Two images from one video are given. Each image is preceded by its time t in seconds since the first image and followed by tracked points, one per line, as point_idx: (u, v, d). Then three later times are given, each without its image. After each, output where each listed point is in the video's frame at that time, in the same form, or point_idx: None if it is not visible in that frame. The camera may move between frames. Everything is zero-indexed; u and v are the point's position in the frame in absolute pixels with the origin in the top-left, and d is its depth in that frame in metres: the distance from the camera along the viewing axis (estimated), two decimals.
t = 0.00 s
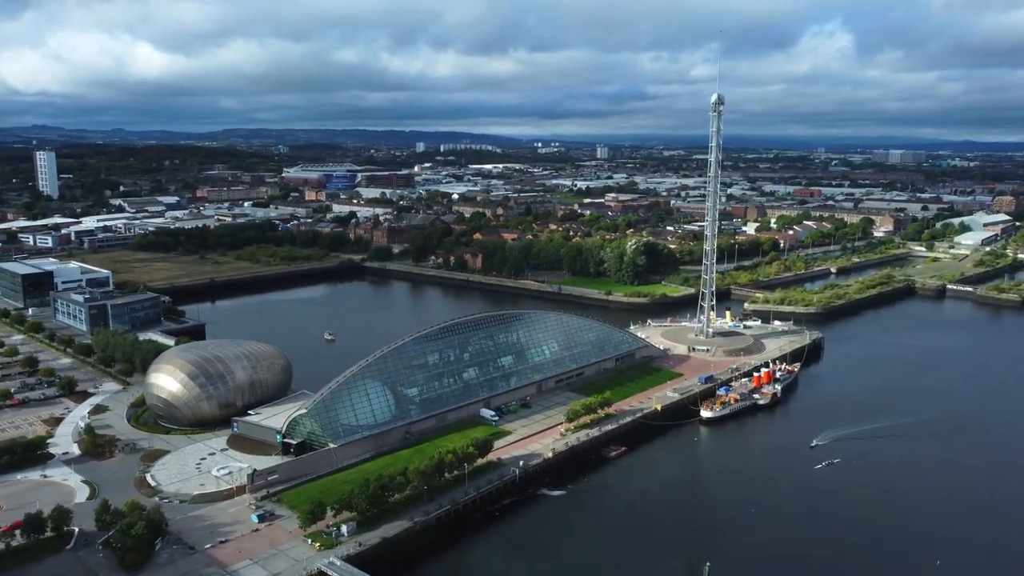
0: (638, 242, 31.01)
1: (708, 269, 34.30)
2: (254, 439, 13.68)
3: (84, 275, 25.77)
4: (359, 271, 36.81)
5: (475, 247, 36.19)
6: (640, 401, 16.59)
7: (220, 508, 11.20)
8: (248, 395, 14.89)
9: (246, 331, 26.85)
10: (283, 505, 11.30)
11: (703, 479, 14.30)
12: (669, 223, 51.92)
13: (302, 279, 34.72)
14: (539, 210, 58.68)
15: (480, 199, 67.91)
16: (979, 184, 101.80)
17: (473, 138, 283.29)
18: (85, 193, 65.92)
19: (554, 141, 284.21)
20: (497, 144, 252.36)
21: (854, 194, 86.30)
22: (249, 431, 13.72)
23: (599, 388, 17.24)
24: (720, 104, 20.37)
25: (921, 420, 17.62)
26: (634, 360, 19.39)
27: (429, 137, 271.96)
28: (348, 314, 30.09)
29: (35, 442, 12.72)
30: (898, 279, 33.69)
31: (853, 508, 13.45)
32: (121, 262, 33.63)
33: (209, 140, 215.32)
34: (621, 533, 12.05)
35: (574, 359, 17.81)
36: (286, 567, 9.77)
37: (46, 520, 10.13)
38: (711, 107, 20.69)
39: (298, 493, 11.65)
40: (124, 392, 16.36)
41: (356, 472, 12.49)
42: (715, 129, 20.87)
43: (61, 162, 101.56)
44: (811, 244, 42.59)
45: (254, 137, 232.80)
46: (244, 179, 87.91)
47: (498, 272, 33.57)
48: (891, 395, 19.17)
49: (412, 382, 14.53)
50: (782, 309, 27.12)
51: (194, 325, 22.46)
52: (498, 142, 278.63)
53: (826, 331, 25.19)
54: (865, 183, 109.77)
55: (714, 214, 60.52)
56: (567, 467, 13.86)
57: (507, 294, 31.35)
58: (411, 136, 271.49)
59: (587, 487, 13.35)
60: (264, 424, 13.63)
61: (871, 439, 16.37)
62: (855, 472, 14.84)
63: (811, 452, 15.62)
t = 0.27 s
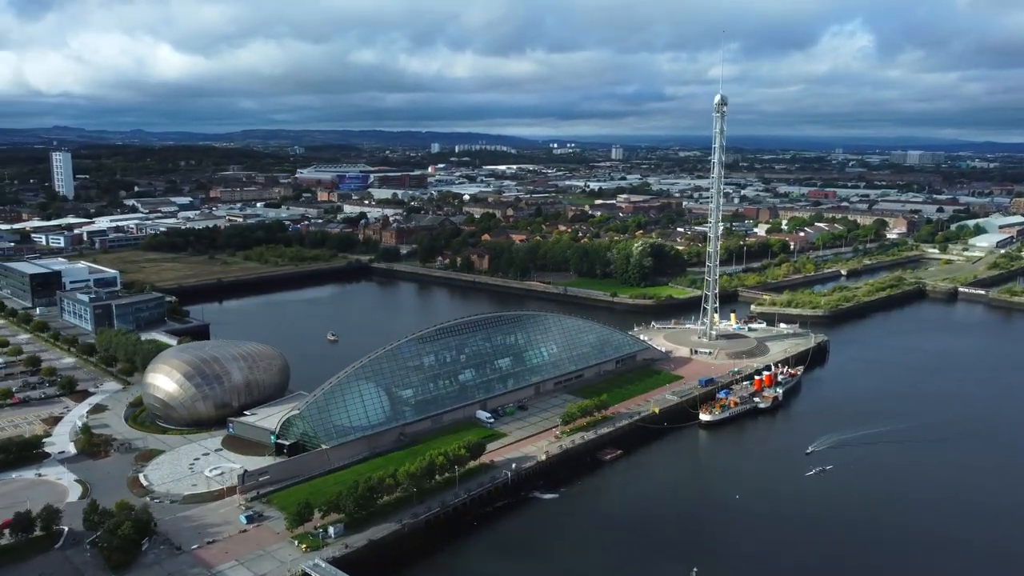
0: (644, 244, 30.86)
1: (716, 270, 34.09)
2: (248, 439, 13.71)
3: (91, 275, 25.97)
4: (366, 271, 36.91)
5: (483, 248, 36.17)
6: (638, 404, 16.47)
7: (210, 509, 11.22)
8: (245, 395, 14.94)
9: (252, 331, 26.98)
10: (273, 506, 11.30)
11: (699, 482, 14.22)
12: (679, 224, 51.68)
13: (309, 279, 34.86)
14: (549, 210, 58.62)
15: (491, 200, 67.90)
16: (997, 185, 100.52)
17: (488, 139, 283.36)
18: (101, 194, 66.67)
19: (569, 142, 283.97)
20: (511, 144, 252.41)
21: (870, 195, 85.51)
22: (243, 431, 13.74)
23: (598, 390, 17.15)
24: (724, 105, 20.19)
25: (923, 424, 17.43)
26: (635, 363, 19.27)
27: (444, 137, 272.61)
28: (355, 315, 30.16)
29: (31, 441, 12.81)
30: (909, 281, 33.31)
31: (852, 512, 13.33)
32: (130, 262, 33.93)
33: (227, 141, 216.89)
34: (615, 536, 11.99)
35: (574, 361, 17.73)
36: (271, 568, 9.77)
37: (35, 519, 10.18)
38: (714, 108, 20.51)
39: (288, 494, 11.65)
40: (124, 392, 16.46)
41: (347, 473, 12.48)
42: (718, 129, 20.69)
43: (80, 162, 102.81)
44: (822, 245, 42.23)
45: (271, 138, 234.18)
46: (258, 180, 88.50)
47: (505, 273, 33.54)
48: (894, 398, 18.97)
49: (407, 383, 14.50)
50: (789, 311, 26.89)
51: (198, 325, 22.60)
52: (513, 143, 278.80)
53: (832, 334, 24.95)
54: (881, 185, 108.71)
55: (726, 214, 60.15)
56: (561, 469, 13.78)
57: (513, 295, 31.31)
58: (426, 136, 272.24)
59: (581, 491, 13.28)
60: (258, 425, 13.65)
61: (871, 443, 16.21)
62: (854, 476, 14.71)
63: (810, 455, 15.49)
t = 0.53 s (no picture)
0: (650, 245, 30.70)
1: (723, 272, 33.85)
2: (242, 439, 13.72)
3: (99, 274, 26.11)
4: (373, 271, 36.98)
5: (489, 248, 36.11)
6: (635, 407, 16.35)
7: (199, 508, 11.24)
8: (240, 395, 14.98)
9: (256, 330, 27.10)
10: (262, 506, 11.31)
11: (694, 486, 14.10)
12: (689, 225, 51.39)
13: (316, 279, 34.98)
14: (558, 211, 58.51)
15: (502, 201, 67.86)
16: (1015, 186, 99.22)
17: (503, 139, 283.34)
18: (115, 193, 67.32)
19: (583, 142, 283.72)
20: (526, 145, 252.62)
21: (885, 196, 84.68)
22: (237, 431, 13.76)
23: (596, 392, 17.04)
24: (727, 104, 19.98)
25: (923, 427, 17.24)
26: (635, 365, 19.16)
27: (459, 138, 273.11)
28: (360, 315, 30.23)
29: (26, 440, 12.89)
30: (919, 283, 32.93)
31: (851, 517, 13.21)
32: (139, 262, 34.19)
33: (243, 142, 218.05)
34: (609, 540, 11.92)
35: (572, 363, 17.64)
36: (255, 569, 9.76)
37: (23, 517, 10.24)
38: (718, 108, 20.32)
39: (278, 495, 11.65)
40: (123, 391, 16.56)
41: (338, 474, 12.47)
42: (722, 129, 20.48)
43: (96, 162, 103.84)
44: (832, 247, 41.84)
45: (287, 138, 235.21)
46: (271, 180, 89.05)
47: (510, 274, 33.47)
48: (896, 402, 18.79)
49: (401, 385, 14.48)
50: (795, 313, 26.65)
51: (201, 325, 22.72)
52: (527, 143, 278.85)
53: (838, 337, 24.70)
54: (897, 186, 107.64)
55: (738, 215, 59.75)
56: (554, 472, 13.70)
57: (518, 296, 31.24)
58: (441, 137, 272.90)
59: (573, 494, 13.18)
60: (252, 425, 13.66)
61: (870, 447, 16.05)
62: (853, 481, 14.58)
63: (806, 459, 15.34)
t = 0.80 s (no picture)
0: (656, 245, 30.52)
1: (731, 273, 33.61)
2: (236, 438, 13.75)
3: (105, 274, 26.25)
4: (380, 271, 37.05)
5: (495, 249, 36.05)
6: (632, 408, 16.24)
7: (188, 507, 11.26)
8: (236, 394, 15.03)
9: (261, 330, 27.22)
10: (251, 506, 11.32)
11: (690, 489, 14.00)
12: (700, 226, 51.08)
13: (322, 279, 35.08)
14: (568, 211, 58.36)
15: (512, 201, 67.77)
16: None
17: (519, 139, 283.25)
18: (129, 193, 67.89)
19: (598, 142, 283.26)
20: (540, 145, 252.57)
21: (900, 197, 83.81)
22: (231, 430, 13.79)
23: (594, 394, 16.96)
24: (729, 104, 19.82)
25: (925, 430, 17.06)
26: (635, 367, 19.04)
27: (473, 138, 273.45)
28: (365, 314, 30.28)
29: (21, 438, 12.98)
30: (930, 285, 32.54)
31: (849, 521, 13.12)
32: (147, 261, 34.43)
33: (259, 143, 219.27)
34: (601, 544, 11.85)
35: (570, 364, 17.55)
36: (239, 570, 9.76)
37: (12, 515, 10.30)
38: (720, 107, 20.17)
39: (267, 495, 11.66)
40: (122, 389, 16.66)
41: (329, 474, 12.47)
42: (724, 129, 20.32)
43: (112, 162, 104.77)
44: (843, 248, 41.45)
45: (302, 139, 236.37)
46: (284, 180, 89.47)
47: (516, 274, 33.40)
48: (898, 404, 18.60)
49: (396, 385, 14.48)
50: (801, 315, 26.41)
51: (204, 325, 22.85)
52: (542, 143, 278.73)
53: (844, 339, 24.45)
54: (914, 186, 106.51)
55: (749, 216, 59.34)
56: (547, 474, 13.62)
57: (523, 296, 31.19)
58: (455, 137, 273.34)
59: (566, 496, 13.12)
60: (246, 424, 13.68)
61: (870, 451, 15.89)
62: (851, 485, 14.46)
63: (803, 462, 15.22)
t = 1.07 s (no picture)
0: (662, 246, 30.37)
1: (739, 274, 33.37)
2: (230, 438, 13.78)
3: (112, 272, 26.35)
4: (387, 272, 37.13)
5: (502, 249, 36.00)
6: (628, 411, 16.13)
7: (177, 506, 11.28)
8: (232, 394, 15.06)
9: (267, 329, 27.34)
10: (239, 506, 11.32)
11: (685, 492, 13.88)
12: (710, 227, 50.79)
13: (329, 278, 35.20)
14: (578, 212, 58.22)
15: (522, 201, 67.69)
16: None
17: (533, 140, 283.36)
18: (142, 193, 68.50)
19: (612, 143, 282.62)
20: (553, 146, 252.58)
21: (915, 198, 82.94)
22: (225, 430, 13.82)
23: (592, 395, 16.87)
24: (731, 104, 19.62)
25: (927, 434, 16.87)
26: (635, 368, 18.92)
27: (487, 138, 273.76)
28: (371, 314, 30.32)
29: (16, 436, 13.06)
30: (940, 287, 32.17)
31: (846, 525, 12.97)
32: (156, 261, 34.69)
33: (274, 143, 220.43)
34: (593, 547, 11.76)
35: (569, 366, 17.47)
36: (223, 570, 9.76)
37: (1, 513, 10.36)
38: (723, 108, 19.95)
39: (256, 495, 11.66)
40: (121, 388, 16.76)
41: (319, 474, 12.46)
42: (727, 129, 20.11)
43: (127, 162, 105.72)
44: (853, 249, 41.07)
45: (317, 139, 237.42)
46: (297, 180, 89.91)
47: (522, 275, 33.35)
48: (901, 408, 18.38)
49: (390, 385, 14.46)
50: (807, 317, 26.18)
51: (207, 325, 23.00)
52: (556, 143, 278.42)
53: (850, 341, 24.22)
54: (929, 187, 105.47)
55: (760, 216, 58.92)
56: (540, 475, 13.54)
57: (529, 297, 31.14)
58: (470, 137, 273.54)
59: (557, 499, 13.04)
60: (239, 424, 13.70)
61: (870, 454, 15.71)
62: (849, 489, 14.29)
63: (801, 466, 15.05)
